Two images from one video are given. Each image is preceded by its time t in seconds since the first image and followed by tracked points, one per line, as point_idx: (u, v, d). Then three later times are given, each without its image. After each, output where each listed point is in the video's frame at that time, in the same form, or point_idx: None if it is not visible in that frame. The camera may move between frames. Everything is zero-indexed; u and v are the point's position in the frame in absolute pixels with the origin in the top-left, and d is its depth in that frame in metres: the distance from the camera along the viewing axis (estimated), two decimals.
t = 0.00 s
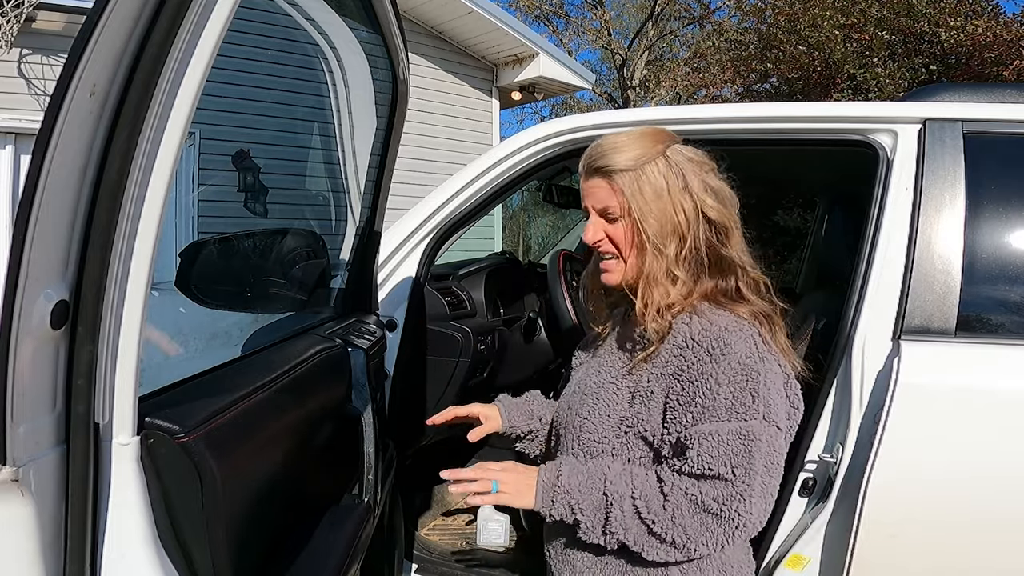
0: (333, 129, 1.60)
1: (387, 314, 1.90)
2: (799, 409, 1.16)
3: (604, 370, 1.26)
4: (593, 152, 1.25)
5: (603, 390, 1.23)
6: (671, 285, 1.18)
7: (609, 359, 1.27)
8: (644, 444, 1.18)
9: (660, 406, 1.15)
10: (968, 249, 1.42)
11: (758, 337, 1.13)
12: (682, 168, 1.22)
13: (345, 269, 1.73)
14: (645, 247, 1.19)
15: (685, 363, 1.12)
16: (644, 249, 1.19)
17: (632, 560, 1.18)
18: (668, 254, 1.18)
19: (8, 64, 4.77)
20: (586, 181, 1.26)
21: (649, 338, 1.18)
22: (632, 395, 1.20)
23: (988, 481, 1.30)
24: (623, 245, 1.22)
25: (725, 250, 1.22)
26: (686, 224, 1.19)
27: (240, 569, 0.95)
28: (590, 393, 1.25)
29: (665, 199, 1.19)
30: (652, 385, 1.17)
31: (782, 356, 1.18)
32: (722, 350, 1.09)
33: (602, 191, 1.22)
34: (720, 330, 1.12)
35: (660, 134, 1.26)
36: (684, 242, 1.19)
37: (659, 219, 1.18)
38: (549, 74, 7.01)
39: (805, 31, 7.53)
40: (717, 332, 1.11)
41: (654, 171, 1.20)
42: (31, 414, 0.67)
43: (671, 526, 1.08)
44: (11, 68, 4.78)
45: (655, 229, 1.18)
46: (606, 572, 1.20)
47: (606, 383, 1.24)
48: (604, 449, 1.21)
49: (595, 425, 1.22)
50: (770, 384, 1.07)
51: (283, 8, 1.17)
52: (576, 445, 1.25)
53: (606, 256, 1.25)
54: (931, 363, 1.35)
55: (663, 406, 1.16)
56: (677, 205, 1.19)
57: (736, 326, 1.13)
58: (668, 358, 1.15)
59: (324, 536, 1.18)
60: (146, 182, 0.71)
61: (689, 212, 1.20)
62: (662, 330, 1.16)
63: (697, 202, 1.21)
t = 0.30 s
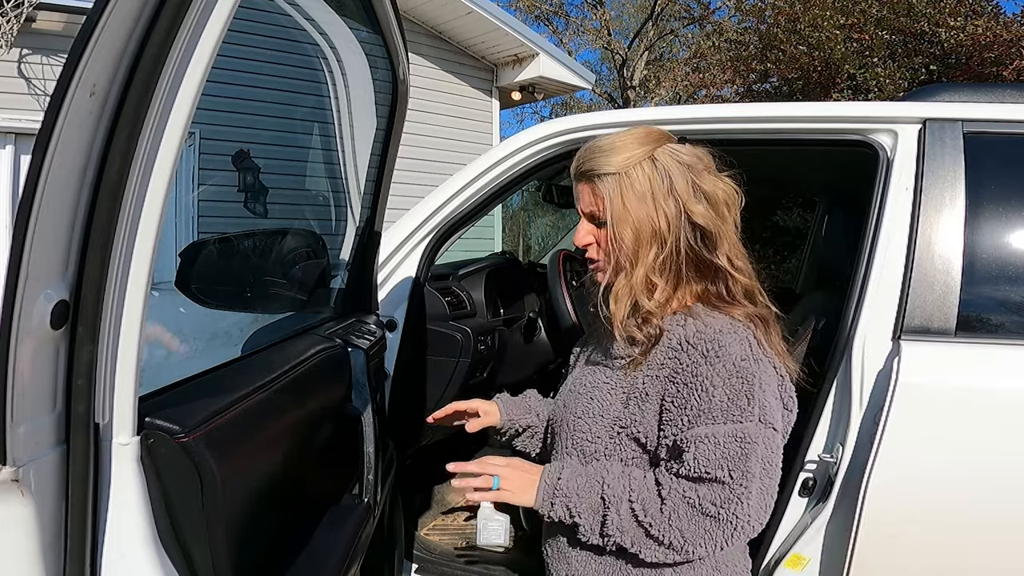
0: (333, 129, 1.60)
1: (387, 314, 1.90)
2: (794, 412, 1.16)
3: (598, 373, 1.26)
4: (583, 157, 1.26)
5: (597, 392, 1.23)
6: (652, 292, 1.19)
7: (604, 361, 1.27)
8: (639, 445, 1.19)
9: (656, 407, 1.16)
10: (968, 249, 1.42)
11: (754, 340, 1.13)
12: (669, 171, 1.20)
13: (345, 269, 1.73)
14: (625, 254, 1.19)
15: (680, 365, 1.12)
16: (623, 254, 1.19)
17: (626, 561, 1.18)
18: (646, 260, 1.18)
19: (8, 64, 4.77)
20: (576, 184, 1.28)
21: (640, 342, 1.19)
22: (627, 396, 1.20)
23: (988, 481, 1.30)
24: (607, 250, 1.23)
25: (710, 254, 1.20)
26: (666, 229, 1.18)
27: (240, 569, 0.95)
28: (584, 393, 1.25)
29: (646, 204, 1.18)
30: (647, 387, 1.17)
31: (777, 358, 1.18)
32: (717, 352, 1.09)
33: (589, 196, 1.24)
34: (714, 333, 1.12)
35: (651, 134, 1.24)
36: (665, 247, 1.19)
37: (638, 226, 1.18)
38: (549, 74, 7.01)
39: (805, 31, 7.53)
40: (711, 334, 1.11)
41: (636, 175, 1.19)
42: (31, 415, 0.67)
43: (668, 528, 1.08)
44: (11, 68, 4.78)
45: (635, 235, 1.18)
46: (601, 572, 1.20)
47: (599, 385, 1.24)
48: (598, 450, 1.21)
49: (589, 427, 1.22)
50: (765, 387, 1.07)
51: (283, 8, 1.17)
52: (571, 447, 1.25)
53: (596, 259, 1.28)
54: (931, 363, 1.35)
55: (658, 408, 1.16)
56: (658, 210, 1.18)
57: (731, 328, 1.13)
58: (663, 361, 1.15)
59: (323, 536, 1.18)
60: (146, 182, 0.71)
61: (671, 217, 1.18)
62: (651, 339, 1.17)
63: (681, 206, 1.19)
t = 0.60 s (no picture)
0: (333, 129, 1.60)
1: (387, 314, 1.90)
2: (789, 411, 1.16)
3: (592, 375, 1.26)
4: (577, 158, 1.26)
5: (591, 394, 1.23)
6: (647, 292, 1.18)
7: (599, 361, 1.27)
8: (635, 447, 1.19)
9: (650, 409, 1.16)
10: (968, 249, 1.42)
11: (748, 340, 1.13)
12: (661, 171, 1.19)
13: (345, 269, 1.73)
14: (618, 254, 1.19)
15: (674, 367, 1.12)
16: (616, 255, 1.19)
17: (622, 562, 1.18)
18: (638, 261, 1.17)
19: (8, 64, 4.78)
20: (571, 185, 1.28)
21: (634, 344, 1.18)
22: (622, 398, 1.20)
23: (988, 481, 1.30)
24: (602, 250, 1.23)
25: (702, 255, 1.19)
26: (658, 230, 1.17)
27: (240, 569, 0.95)
28: (579, 395, 1.25)
29: (637, 205, 1.17)
30: (641, 388, 1.17)
31: (771, 359, 1.18)
32: (711, 354, 1.09)
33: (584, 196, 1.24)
34: (707, 334, 1.12)
35: (644, 135, 1.24)
36: (657, 248, 1.18)
37: (631, 226, 1.17)
38: (549, 74, 7.01)
39: (805, 31, 7.53)
40: (705, 335, 1.11)
41: (627, 177, 1.18)
42: (31, 414, 0.67)
43: (666, 531, 1.08)
44: (11, 68, 4.78)
45: (629, 235, 1.17)
46: (596, 570, 1.20)
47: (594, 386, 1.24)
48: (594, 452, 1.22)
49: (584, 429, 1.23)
50: (760, 387, 1.07)
51: (283, 8, 1.18)
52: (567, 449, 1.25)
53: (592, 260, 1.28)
54: (931, 363, 1.35)
55: (653, 410, 1.16)
56: (649, 211, 1.17)
57: (725, 329, 1.12)
58: (657, 363, 1.15)
59: (323, 536, 1.18)
60: (146, 182, 0.71)
61: (662, 218, 1.17)
62: (645, 339, 1.17)
63: (673, 207, 1.18)
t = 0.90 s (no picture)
0: (333, 129, 1.60)
1: (387, 314, 1.90)
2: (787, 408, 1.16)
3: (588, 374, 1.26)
4: (570, 157, 1.27)
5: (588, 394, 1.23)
6: (632, 293, 1.19)
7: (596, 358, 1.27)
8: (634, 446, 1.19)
9: (648, 408, 1.16)
10: (968, 249, 1.42)
11: (745, 339, 1.13)
12: (651, 171, 1.19)
13: (344, 268, 1.73)
14: (603, 253, 1.19)
15: (671, 366, 1.12)
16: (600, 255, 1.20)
17: (622, 561, 1.18)
18: (621, 261, 1.18)
19: (8, 64, 4.77)
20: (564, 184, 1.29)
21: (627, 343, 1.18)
22: (619, 397, 1.20)
23: (988, 481, 1.30)
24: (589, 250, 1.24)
25: (689, 255, 1.19)
26: (643, 230, 1.18)
27: (240, 569, 0.95)
28: (575, 394, 1.25)
29: (624, 205, 1.18)
30: (638, 388, 1.17)
31: (768, 358, 1.17)
32: (709, 353, 1.09)
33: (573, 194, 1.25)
34: (704, 333, 1.12)
35: (638, 134, 1.23)
36: (643, 248, 1.18)
37: (615, 226, 1.18)
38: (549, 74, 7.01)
39: (805, 31, 7.53)
40: (702, 335, 1.11)
41: (615, 176, 1.19)
42: (31, 415, 0.67)
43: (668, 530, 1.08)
44: (11, 68, 4.78)
45: (615, 235, 1.18)
46: (593, 570, 1.21)
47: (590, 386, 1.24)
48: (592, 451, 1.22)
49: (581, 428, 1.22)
50: (759, 386, 1.07)
51: (283, 8, 1.18)
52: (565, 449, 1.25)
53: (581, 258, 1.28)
54: (931, 363, 1.35)
55: (651, 409, 1.16)
56: (635, 211, 1.17)
57: (721, 328, 1.12)
58: (654, 361, 1.14)
59: (323, 536, 1.18)
60: (146, 182, 0.71)
61: (648, 218, 1.18)
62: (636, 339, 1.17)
63: (660, 207, 1.18)
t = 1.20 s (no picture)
0: (333, 129, 1.60)
1: (387, 314, 1.90)
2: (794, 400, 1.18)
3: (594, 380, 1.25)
4: (596, 148, 1.24)
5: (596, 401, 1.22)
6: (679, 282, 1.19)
7: (599, 365, 1.27)
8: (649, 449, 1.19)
9: (661, 407, 1.16)
10: (968, 249, 1.42)
11: (753, 333, 1.14)
12: (681, 168, 1.25)
13: (344, 269, 1.73)
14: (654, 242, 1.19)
15: (684, 365, 1.12)
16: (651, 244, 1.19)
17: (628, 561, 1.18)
18: (672, 250, 1.19)
19: (8, 64, 4.77)
20: (587, 175, 1.25)
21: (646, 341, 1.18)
22: (629, 400, 1.20)
23: (988, 481, 1.30)
24: (623, 240, 1.21)
25: (715, 248, 1.25)
26: (687, 222, 1.21)
27: (241, 569, 0.95)
28: (582, 400, 1.24)
29: (669, 196, 1.20)
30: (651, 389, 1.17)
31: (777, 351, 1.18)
32: (722, 349, 1.09)
33: (606, 183, 1.21)
34: (717, 330, 1.12)
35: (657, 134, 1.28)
36: (687, 240, 1.21)
37: (665, 215, 1.19)
38: (549, 74, 7.01)
39: (806, 31, 7.54)
40: (712, 332, 1.12)
41: (657, 168, 1.21)
42: (31, 415, 0.67)
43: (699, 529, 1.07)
44: (11, 68, 4.78)
45: (661, 222, 1.19)
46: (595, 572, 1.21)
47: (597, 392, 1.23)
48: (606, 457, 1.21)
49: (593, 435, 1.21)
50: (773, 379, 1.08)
51: (283, 8, 1.18)
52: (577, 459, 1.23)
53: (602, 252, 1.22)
54: (931, 363, 1.35)
55: (664, 409, 1.16)
56: (679, 203, 1.21)
57: (729, 324, 1.14)
58: (665, 363, 1.15)
59: (324, 536, 1.18)
60: (146, 182, 0.71)
61: (689, 211, 1.22)
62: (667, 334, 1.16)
63: (694, 201, 1.24)
